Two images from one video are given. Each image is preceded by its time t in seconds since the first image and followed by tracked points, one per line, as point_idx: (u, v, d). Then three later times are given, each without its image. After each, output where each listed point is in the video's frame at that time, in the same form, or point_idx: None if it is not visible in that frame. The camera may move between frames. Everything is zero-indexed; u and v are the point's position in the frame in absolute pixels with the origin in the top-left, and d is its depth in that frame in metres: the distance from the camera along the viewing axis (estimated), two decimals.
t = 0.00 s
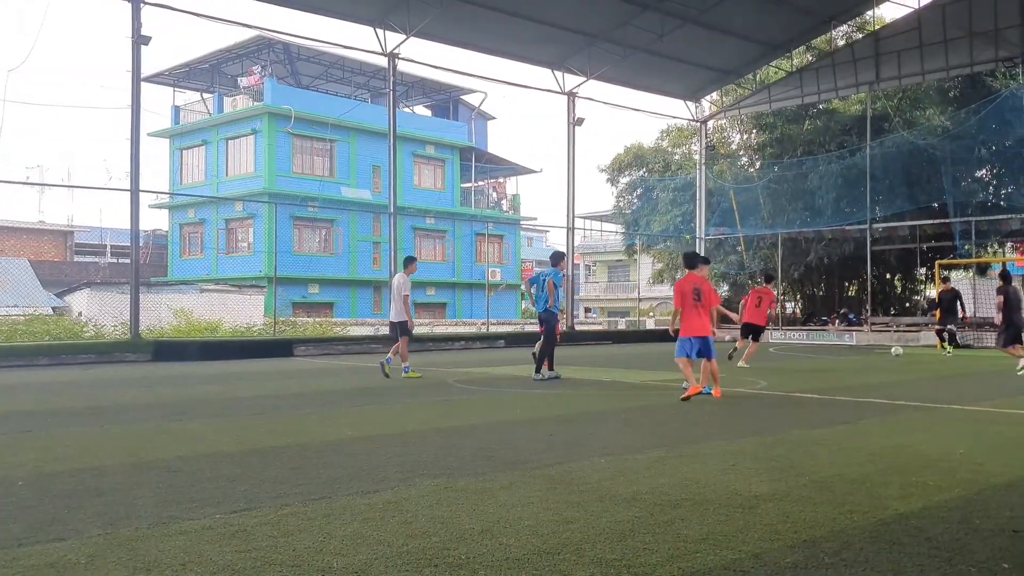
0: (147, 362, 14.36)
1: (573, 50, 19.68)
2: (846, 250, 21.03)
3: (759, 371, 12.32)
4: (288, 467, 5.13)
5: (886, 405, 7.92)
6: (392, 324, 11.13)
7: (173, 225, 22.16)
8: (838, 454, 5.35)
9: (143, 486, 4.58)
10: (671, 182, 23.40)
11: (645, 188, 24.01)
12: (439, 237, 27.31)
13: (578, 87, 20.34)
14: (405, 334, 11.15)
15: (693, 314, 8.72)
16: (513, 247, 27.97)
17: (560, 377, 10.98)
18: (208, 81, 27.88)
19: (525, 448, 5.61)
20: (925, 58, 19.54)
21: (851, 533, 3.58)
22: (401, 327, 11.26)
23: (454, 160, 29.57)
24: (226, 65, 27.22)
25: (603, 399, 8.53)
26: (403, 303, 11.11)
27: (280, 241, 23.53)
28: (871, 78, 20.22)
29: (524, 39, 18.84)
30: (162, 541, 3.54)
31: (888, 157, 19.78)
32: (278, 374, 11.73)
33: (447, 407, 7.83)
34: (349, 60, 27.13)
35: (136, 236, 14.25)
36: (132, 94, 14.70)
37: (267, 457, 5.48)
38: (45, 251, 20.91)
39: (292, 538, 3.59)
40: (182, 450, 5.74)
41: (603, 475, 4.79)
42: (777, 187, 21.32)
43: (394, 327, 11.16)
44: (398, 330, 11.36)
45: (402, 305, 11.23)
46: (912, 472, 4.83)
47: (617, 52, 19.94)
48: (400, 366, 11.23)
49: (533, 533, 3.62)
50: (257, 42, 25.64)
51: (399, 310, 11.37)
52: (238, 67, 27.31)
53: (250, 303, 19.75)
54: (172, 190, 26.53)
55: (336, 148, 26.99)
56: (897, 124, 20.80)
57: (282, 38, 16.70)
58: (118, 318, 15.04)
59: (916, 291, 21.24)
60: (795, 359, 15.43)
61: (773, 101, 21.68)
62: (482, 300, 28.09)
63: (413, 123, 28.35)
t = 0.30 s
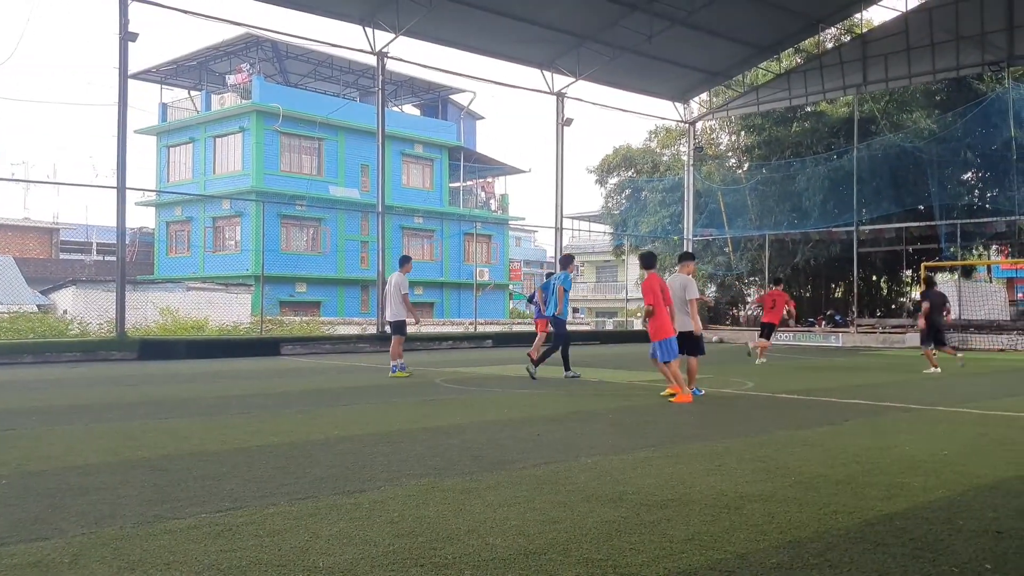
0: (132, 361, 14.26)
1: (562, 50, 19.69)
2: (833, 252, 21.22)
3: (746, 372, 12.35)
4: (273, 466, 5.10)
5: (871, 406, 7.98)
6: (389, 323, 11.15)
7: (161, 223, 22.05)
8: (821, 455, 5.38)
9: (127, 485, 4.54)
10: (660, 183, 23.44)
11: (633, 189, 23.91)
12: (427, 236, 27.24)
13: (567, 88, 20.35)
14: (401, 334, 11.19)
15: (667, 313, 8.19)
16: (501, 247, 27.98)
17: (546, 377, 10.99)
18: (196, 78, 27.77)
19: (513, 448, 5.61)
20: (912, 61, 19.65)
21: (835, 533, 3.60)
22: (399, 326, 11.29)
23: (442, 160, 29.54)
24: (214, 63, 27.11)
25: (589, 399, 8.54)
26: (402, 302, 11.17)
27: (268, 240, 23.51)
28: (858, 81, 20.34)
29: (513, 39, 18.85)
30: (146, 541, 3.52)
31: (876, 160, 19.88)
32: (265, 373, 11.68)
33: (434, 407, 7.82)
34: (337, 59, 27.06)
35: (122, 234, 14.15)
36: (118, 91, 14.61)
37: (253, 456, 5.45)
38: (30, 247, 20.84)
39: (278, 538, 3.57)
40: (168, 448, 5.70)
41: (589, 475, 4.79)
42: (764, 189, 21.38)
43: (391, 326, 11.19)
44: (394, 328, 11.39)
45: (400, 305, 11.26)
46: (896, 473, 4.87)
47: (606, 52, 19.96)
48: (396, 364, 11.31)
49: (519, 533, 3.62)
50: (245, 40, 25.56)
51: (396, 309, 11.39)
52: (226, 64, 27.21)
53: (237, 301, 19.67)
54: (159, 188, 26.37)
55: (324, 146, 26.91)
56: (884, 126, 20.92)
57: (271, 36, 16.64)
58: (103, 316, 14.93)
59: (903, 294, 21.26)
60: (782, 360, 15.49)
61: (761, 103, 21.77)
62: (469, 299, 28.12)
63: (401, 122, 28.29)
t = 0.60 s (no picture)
0: (122, 361, 14.20)
1: (554, 51, 19.72)
2: (824, 253, 21.33)
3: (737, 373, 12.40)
4: (264, 467, 5.09)
5: (860, 406, 8.04)
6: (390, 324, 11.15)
7: (151, 223, 21.94)
8: (811, 455, 5.41)
9: (117, 486, 4.53)
10: (651, 184, 23.50)
11: (624, 189, 23.69)
12: (418, 236, 27.21)
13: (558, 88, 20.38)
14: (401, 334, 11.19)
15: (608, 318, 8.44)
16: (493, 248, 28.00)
17: (537, 377, 11.02)
18: (186, 78, 27.68)
19: (504, 448, 5.62)
20: (902, 63, 19.73)
21: (827, 533, 3.61)
22: (399, 326, 11.29)
23: (433, 160, 29.52)
24: (205, 63, 27.04)
25: (580, 399, 8.57)
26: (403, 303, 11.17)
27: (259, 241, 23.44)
28: (849, 83, 20.44)
29: (504, 40, 18.86)
30: (136, 542, 3.50)
31: (866, 160, 20.06)
32: (256, 373, 11.66)
33: (426, 407, 7.84)
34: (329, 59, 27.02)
35: (112, 234, 14.11)
36: (108, 90, 14.55)
37: (244, 456, 5.45)
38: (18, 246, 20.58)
39: (269, 539, 3.56)
40: (158, 449, 5.69)
41: (581, 475, 4.81)
42: (756, 190, 21.43)
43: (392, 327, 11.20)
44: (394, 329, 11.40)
45: (400, 306, 11.27)
46: (885, 473, 4.89)
47: (598, 53, 19.99)
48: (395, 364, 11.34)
49: (510, 534, 3.62)
50: (236, 40, 25.51)
51: (397, 309, 11.39)
52: (217, 64, 27.14)
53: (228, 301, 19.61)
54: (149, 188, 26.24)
55: (316, 146, 26.84)
56: (875, 128, 21.01)
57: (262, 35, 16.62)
58: (92, 317, 14.87)
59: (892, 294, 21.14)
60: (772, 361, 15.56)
61: (751, 104, 21.85)
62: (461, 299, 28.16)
63: (393, 121, 28.26)
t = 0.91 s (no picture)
0: (110, 361, 14.14)
1: (544, 51, 19.73)
2: (813, 253, 21.33)
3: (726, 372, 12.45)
4: (253, 467, 5.08)
5: (848, 406, 8.09)
6: (387, 324, 11.15)
7: (139, 223, 21.81)
8: (799, 455, 5.43)
9: (105, 487, 4.50)
10: (640, 185, 23.54)
11: (615, 190, 23.95)
12: (408, 237, 27.16)
13: (548, 89, 20.40)
14: (399, 333, 11.19)
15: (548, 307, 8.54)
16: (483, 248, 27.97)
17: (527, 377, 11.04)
18: (175, 77, 27.56)
19: (494, 448, 5.63)
20: (890, 65, 19.91)
21: (815, 533, 3.62)
22: (396, 326, 11.30)
23: (423, 160, 29.48)
24: (193, 62, 26.94)
25: (569, 399, 8.59)
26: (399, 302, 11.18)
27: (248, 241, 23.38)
28: (838, 84, 20.60)
29: (494, 40, 18.86)
30: (124, 543, 3.48)
31: (855, 161, 20.07)
32: (246, 373, 11.63)
33: (415, 407, 7.84)
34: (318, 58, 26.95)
35: (100, 233, 14.04)
36: (96, 89, 14.48)
37: (234, 456, 5.44)
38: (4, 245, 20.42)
39: (259, 539, 3.54)
40: (146, 449, 5.67)
41: (570, 475, 4.81)
42: (745, 190, 21.48)
43: (388, 327, 11.19)
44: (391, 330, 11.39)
45: (396, 306, 11.27)
46: (873, 472, 4.91)
47: (588, 54, 20.02)
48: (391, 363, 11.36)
49: (499, 534, 3.62)
50: (225, 39, 25.43)
51: (392, 309, 11.39)
52: (206, 63, 27.04)
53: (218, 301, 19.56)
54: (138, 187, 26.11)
55: (305, 145, 26.77)
56: (863, 129, 21.10)
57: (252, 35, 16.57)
58: (80, 316, 14.79)
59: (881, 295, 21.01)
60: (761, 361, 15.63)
61: (741, 105, 21.93)
62: (450, 299, 28.14)
63: (383, 121, 28.23)
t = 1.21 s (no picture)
0: (109, 361, 14.13)
1: (543, 52, 19.74)
2: (812, 254, 21.43)
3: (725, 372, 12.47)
4: (252, 467, 5.08)
5: (848, 406, 8.10)
6: (399, 325, 11.18)
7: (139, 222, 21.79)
8: (798, 455, 5.42)
9: (103, 487, 4.49)
10: (640, 185, 23.61)
11: (615, 192, 24.31)
12: (408, 237, 27.14)
13: (548, 89, 20.40)
14: (409, 334, 11.20)
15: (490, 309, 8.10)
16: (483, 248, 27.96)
17: (526, 377, 11.06)
18: (175, 77, 27.56)
19: (493, 449, 5.63)
20: (890, 65, 19.89)
21: (814, 534, 3.62)
22: (407, 328, 11.32)
23: (423, 160, 29.48)
24: (193, 62, 26.94)
25: (568, 399, 8.61)
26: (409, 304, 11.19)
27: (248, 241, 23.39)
28: (837, 85, 20.58)
29: (494, 40, 18.85)
30: (122, 542, 3.48)
31: (855, 161, 20.05)
32: (245, 373, 11.64)
33: (415, 407, 7.84)
34: (318, 58, 26.96)
35: (100, 233, 14.05)
36: (96, 88, 14.46)
37: (232, 456, 5.44)
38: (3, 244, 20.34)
39: (257, 539, 3.54)
40: (144, 450, 5.64)
41: (569, 476, 4.81)
42: (744, 190, 21.51)
43: (400, 328, 11.23)
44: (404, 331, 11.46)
45: (407, 307, 11.31)
46: (873, 473, 4.91)
47: (587, 54, 20.02)
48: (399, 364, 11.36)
49: (498, 534, 3.62)
50: (224, 38, 25.44)
51: (402, 311, 11.41)
52: (205, 63, 27.04)
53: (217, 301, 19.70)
54: (138, 187, 26.09)
55: (305, 145, 26.76)
56: (864, 130, 21.08)
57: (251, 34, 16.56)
58: (80, 316, 14.79)
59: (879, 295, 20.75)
60: (760, 361, 15.65)
61: (740, 105, 21.92)
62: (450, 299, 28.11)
63: (383, 121, 28.24)
